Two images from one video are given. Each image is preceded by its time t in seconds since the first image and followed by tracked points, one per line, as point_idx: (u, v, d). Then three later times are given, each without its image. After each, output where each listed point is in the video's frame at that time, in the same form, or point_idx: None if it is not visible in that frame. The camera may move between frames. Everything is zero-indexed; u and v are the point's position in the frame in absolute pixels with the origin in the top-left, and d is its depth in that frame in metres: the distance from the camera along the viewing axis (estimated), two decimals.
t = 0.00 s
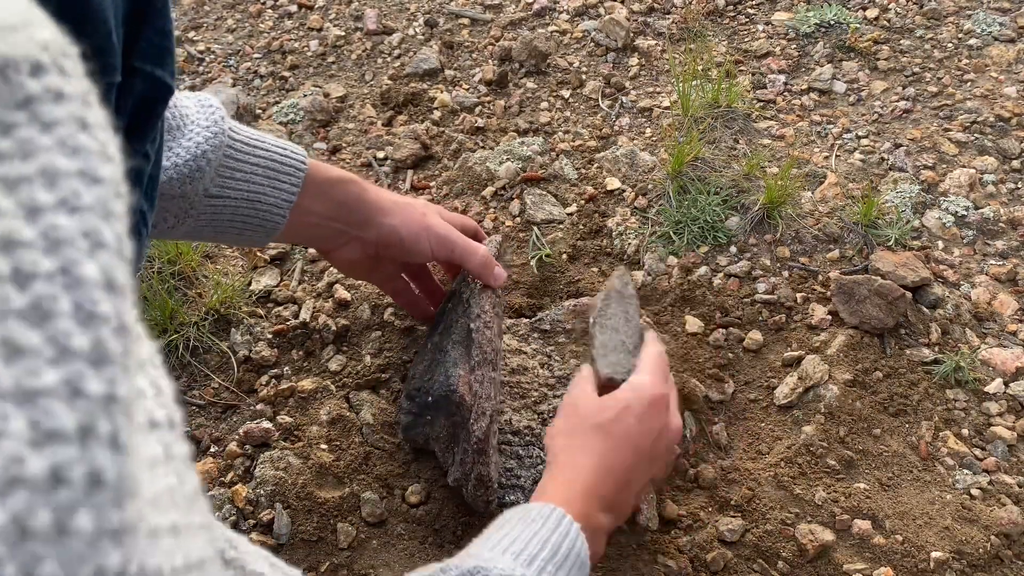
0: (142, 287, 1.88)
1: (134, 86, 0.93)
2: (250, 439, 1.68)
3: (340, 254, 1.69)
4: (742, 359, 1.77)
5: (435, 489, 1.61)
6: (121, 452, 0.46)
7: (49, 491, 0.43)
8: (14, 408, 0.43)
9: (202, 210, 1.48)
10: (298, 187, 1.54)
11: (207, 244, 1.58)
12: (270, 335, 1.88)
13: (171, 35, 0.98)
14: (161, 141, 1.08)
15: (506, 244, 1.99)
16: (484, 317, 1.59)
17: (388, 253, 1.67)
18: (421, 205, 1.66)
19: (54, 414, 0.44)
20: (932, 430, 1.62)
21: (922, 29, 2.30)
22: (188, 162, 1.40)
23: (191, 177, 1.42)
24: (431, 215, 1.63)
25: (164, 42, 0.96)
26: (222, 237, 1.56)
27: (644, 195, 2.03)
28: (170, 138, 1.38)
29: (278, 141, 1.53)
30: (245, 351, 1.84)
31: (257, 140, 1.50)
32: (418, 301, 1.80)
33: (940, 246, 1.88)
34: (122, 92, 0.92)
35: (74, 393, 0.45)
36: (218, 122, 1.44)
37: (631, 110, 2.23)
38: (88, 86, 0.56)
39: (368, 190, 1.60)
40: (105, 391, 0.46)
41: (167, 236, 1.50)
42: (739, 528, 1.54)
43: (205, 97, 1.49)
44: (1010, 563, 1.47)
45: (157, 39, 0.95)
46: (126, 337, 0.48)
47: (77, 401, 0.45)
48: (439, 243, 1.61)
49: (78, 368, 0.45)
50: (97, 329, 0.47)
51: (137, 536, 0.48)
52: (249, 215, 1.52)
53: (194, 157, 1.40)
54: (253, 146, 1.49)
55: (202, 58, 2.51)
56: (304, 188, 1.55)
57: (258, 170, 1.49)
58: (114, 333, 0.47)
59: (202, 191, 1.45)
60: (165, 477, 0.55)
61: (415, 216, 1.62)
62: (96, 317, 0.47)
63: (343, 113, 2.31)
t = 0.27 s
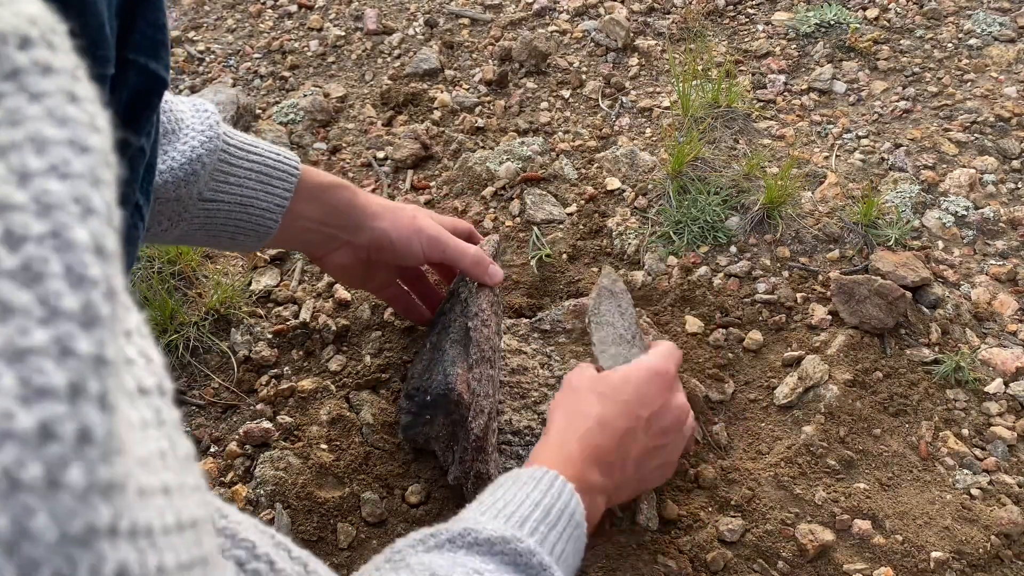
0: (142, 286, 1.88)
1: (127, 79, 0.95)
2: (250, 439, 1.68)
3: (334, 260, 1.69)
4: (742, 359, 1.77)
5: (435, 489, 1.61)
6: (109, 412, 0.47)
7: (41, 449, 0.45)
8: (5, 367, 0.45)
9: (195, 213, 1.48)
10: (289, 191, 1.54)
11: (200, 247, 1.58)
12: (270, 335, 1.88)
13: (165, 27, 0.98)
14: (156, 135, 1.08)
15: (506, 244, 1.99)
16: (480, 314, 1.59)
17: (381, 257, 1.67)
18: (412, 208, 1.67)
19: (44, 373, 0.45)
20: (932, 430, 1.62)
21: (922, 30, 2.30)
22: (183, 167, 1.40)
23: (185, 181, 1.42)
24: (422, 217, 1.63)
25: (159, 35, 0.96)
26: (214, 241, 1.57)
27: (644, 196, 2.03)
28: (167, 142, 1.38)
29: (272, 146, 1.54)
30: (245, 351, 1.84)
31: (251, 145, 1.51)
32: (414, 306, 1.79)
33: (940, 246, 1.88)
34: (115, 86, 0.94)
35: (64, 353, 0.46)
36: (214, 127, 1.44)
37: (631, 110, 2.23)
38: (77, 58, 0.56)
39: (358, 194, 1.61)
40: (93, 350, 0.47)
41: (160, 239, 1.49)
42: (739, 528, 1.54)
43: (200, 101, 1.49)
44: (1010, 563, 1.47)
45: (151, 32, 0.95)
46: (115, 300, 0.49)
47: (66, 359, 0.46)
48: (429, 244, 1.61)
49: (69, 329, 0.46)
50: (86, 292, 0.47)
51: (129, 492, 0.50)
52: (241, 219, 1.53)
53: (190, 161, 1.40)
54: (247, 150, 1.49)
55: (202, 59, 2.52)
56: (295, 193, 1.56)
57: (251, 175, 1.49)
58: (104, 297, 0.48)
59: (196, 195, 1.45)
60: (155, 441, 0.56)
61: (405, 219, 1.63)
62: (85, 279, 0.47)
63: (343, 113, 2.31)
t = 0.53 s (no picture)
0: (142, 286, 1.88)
1: (128, 75, 0.95)
2: (250, 439, 1.68)
3: (329, 263, 1.69)
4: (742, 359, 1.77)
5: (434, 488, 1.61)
6: (126, 420, 0.47)
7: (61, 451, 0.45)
8: (25, 378, 0.45)
9: (191, 216, 1.49)
10: (285, 195, 1.54)
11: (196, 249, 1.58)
12: (270, 335, 1.88)
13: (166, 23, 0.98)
14: (157, 131, 1.09)
15: (506, 244, 1.99)
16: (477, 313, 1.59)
17: (376, 259, 1.67)
18: (406, 209, 1.67)
19: (63, 383, 0.46)
20: (932, 430, 1.62)
21: (922, 30, 2.30)
22: (178, 168, 1.41)
23: (181, 183, 1.43)
24: (417, 219, 1.64)
25: (158, 31, 0.96)
26: (210, 244, 1.57)
27: (644, 195, 2.03)
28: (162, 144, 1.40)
29: (268, 150, 1.54)
30: (245, 351, 1.84)
31: (247, 148, 1.51)
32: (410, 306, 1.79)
33: (940, 246, 1.88)
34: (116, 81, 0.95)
35: (81, 363, 0.46)
36: (209, 130, 1.45)
37: (631, 110, 2.23)
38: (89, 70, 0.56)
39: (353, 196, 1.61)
40: (109, 360, 0.47)
41: (157, 242, 1.50)
42: (739, 528, 1.54)
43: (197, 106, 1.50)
44: (1010, 563, 1.47)
45: (151, 28, 0.95)
46: (129, 311, 0.49)
47: (84, 369, 0.46)
48: (425, 245, 1.62)
49: (85, 340, 0.47)
50: (101, 303, 0.48)
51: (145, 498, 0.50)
52: (236, 222, 1.53)
53: (184, 163, 1.41)
54: (243, 154, 1.50)
55: (202, 58, 2.52)
56: (290, 196, 1.56)
57: (247, 177, 1.50)
58: (116, 308, 0.48)
59: (192, 197, 1.46)
60: (164, 448, 0.57)
61: (401, 221, 1.63)
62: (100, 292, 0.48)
63: (343, 113, 2.31)
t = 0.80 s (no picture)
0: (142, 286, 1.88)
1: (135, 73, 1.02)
2: (250, 439, 1.68)
3: (335, 260, 1.68)
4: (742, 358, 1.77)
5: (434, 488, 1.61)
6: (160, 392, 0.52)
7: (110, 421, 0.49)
8: (68, 352, 0.49)
9: (195, 215, 1.50)
10: (289, 193, 1.54)
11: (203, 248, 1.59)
12: (270, 335, 1.88)
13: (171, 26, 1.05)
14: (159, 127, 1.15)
15: (506, 244, 2.00)
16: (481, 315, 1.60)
17: (382, 258, 1.67)
18: (413, 207, 1.66)
19: (104, 357, 0.50)
20: (932, 430, 1.62)
21: (922, 30, 2.30)
22: (179, 168, 1.42)
23: (183, 182, 1.44)
24: (423, 218, 1.62)
25: (164, 32, 1.03)
26: (217, 243, 1.58)
27: (644, 196, 2.03)
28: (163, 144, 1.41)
29: (271, 148, 1.54)
30: (245, 351, 1.84)
31: (250, 147, 1.52)
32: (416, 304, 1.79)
33: (940, 246, 1.88)
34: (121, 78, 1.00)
35: (121, 339, 0.51)
36: (211, 129, 1.46)
37: (631, 110, 2.23)
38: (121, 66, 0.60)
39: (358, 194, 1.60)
40: (147, 337, 0.52)
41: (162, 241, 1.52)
42: (739, 528, 1.54)
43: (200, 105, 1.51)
44: (1010, 563, 1.47)
45: (157, 30, 1.02)
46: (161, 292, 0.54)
47: (124, 344, 0.51)
48: (431, 245, 1.60)
49: (124, 318, 0.51)
50: (138, 284, 0.52)
51: (175, 468, 0.55)
52: (241, 220, 1.54)
53: (185, 163, 1.42)
54: (245, 153, 1.51)
55: (202, 59, 2.52)
56: (294, 195, 1.56)
57: (250, 176, 1.50)
58: (151, 290, 0.53)
59: (194, 197, 1.47)
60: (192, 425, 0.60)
61: (407, 219, 1.62)
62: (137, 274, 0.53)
63: (343, 113, 2.31)
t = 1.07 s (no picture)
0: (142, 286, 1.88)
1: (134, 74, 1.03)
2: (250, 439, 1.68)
3: (338, 259, 1.69)
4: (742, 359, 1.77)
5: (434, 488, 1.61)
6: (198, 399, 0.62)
7: (142, 408, 0.59)
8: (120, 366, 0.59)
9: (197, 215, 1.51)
10: (291, 191, 1.54)
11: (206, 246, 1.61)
12: (270, 335, 1.88)
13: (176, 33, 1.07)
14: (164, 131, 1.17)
15: (507, 245, 2.00)
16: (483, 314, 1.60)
17: (385, 255, 1.66)
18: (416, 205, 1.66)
19: (149, 371, 0.60)
20: (931, 429, 1.62)
21: (922, 30, 2.30)
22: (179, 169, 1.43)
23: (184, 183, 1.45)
24: (426, 215, 1.62)
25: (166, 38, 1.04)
26: (220, 242, 1.59)
27: (644, 195, 2.03)
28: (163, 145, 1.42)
29: (273, 145, 1.54)
30: (245, 351, 1.84)
31: (251, 145, 1.51)
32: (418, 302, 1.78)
33: (940, 246, 1.88)
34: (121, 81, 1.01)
35: (163, 354, 0.61)
36: (211, 128, 1.45)
37: (631, 110, 2.23)
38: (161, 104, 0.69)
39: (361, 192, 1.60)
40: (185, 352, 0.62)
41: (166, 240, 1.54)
42: (739, 528, 1.54)
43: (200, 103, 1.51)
44: (1010, 563, 1.47)
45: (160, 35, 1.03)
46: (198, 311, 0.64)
47: (167, 360, 0.61)
48: (434, 242, 1.60)
49: (166, 336, 0.61)
50: (178, 306, 0.62)
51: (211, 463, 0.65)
52: (243, 220, 1.54)
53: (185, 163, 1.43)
54: (246, 151, 1.50)
55: (202, 59, 2.52)
56: (296, 192, 1.55)
57: (251, 175, 1.50)
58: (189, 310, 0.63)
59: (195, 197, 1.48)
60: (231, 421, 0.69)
61: (410, 217, 1.61)
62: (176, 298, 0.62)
63: (343, 113, 2.31)
